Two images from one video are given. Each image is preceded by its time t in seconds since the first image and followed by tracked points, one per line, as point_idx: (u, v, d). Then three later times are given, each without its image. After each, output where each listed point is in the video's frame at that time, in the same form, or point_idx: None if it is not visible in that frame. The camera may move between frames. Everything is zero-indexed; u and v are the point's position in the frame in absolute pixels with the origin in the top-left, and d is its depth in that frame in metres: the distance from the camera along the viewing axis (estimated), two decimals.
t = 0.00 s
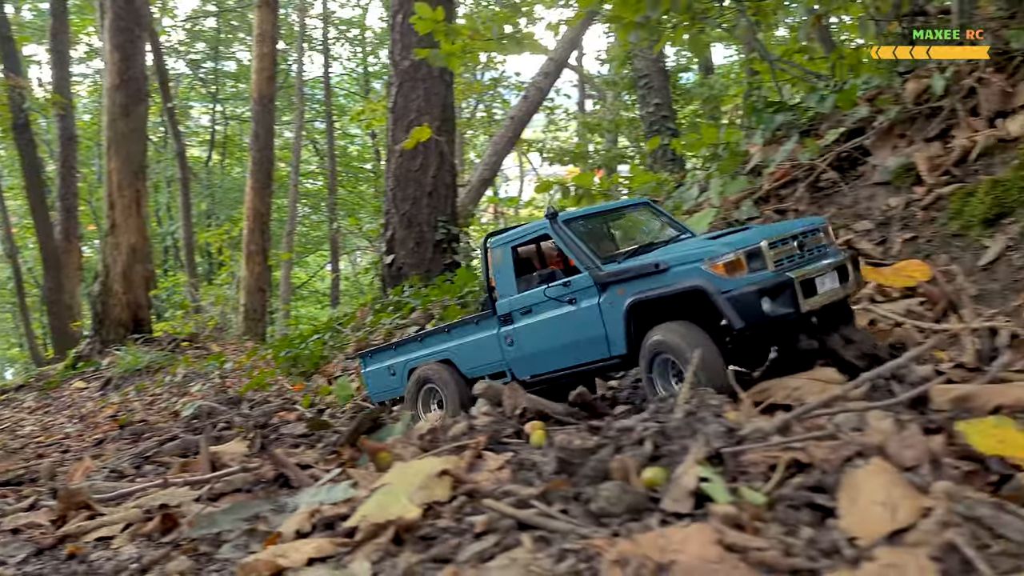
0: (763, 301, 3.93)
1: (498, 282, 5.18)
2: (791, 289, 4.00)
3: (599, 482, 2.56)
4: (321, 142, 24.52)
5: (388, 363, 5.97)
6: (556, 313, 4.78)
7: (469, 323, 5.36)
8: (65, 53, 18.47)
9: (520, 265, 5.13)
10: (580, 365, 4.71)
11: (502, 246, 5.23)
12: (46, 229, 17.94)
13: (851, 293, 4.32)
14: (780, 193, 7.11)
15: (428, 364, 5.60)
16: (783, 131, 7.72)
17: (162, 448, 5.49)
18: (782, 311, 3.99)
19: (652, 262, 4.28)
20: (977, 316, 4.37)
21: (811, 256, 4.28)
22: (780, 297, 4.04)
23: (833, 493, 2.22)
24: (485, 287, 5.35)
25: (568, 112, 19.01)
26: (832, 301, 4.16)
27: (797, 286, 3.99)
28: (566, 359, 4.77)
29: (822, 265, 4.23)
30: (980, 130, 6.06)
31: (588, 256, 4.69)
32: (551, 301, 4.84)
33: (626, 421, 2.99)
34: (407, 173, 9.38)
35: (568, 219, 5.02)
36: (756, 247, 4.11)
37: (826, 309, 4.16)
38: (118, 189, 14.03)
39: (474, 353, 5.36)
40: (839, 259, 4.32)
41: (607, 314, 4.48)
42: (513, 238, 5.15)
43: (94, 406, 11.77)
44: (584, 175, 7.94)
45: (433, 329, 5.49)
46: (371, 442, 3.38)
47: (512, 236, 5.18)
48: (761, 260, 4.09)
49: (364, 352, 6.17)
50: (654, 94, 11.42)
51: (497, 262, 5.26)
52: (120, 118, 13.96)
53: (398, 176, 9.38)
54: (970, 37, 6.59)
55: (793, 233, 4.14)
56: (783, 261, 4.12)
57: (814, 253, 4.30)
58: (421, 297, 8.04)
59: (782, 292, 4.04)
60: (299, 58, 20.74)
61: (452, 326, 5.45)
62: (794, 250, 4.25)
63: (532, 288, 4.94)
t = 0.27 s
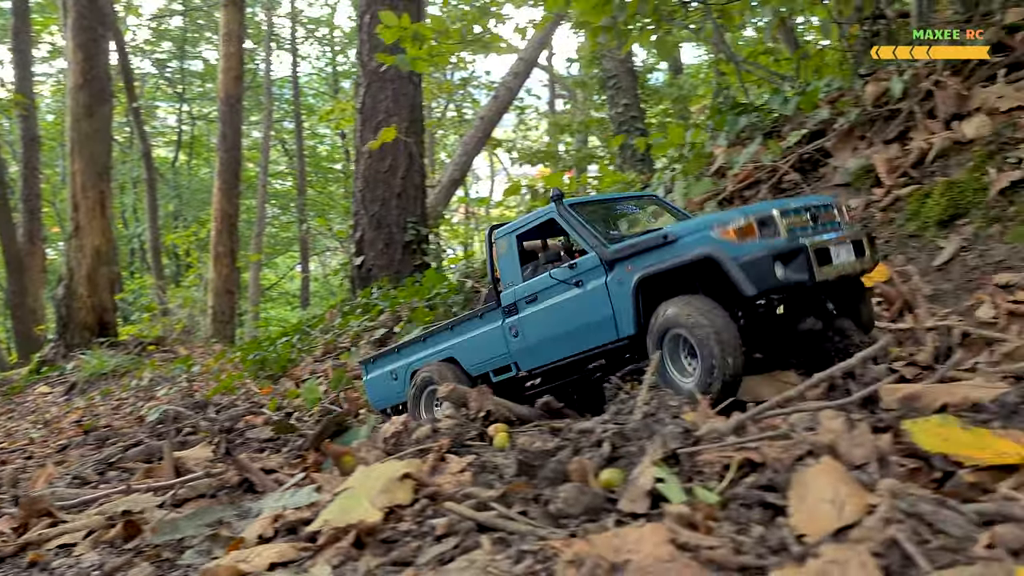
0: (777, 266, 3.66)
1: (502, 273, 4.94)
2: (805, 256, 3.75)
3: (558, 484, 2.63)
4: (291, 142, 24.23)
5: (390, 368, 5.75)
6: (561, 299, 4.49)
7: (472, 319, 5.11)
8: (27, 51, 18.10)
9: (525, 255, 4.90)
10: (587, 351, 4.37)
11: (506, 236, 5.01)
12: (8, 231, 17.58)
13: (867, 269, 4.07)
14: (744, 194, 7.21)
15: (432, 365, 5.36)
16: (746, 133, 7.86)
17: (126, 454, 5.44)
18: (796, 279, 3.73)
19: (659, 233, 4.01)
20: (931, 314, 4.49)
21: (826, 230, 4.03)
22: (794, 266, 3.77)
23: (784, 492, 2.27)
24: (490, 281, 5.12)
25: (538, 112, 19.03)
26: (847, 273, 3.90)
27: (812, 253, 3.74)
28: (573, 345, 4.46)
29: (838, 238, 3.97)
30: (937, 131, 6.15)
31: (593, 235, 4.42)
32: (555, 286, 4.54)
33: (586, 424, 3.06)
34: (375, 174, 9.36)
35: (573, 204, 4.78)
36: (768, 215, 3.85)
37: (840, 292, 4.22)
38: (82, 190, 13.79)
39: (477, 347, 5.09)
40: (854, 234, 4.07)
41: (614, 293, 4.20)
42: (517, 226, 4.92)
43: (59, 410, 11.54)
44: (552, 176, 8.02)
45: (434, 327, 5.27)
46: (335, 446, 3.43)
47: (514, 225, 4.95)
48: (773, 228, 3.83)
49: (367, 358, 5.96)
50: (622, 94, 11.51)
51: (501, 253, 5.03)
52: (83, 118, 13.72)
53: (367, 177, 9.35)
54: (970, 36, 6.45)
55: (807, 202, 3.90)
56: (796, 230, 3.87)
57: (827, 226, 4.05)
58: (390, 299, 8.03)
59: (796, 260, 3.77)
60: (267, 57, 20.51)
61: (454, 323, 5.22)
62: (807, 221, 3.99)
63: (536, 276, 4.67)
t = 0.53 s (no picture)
0: (800, 268, 3.52)
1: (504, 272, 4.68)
2: (830, 255, 3.58)
3: (522, 486, 2.67)
4: (259, 142, 23.94)
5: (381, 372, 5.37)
6: (569, 302, 4.28)
7: (474, 320, 4.80)
8: None
9: (528, 254, 4.67)
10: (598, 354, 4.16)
11: (507, 235, 4.77)
12: None
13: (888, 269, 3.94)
14: (709, 195, 7.28)
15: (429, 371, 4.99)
16: (711, 135, 7.94)
17: (90, 460, 5.37)
18: (820, 279, 3.56)
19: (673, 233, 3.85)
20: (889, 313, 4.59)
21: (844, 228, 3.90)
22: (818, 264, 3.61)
23: (741, 490, 2.33)
24: (490, 281, 4.84)
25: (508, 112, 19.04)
26: (869, 272, 3.76)
27: (836, 252, 3.57)
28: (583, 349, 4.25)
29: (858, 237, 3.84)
30: (896, 134, 6.28)
31: (604, 236, 4.23)
32: (564, 286, 4.32)
33: (551, 426, 3.13)
34: (344, 176, 9.32)
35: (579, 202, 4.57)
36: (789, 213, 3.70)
37: (854, 291, 3.93)
38: (46, 192, 13.53)
39: (479, 350, 4.80)
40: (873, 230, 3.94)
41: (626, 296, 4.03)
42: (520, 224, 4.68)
43: (21, 416, 11.30)
44: (523, 178, 8.04)
45: (432, 329, 4.91)
46: (302, 452, 3.52)
47: (516, 224, 4.70)
48: (794, 226, 3.68)
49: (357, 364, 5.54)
50: (590, 95, 11.57)
51: (502, 251, 4.79)
52: (46, 119, 13.46)
53: (336, 179, 9.31)
54: (970, 36, 6.46)
55: (827, 198, 3.76)
56: (817, 228, 3.72)
57: (846, 224, 3.93)
58: (358, 301, 8.03)
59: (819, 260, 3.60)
60: (234, 56, 20.26)
61: (454, 324, 4.89)
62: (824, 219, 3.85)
63: (542, 276, 4.43)
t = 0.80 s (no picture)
0: (792, 312, 3.72)
1: (481, 295, 4.82)
2: (819, 298, 3.80)
3: (485, 488, 2.70)
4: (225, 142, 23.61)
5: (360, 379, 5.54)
6: (551, 331, 4.53)
7: (451, 341, 5.04)
8: None
9: (503, 273, 4.78)
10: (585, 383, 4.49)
11: (481, 254, 4.85)
12: None
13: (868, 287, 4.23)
14: (673, 197, 7.38)
15: (412, 385, 5.24)
16: (675, 137, 8.02)
17: (50, 467, 5.27)
18: (811, 322, 3.81)
19: (662, 274, 4.01)
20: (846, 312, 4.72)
21: (826, 253, 4.11)
22: (807, 306, 3.84)
23: (698, 491, 2.38)
24: (467, 296, 4.99)
25: (476, 113, 19.02)
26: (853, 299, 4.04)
27: (825, 294, 3.80)
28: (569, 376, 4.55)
29: (840, 264, 4.07)
30: (854, 136, 6.44)
31: (584, 266, 4.41)
32: (544, 319, 4.57)
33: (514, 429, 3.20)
34: (310, 177, 9.26)
35: (556, 223, 4.68)
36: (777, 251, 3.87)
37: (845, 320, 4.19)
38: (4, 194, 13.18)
39: (458, 370, 5.06)
40: (856, 252, 4.18)
41: (614, 331, 4.27)
42: (495, 246, 4.77)
43: None
44: (490, 180, 8.04)
45: (411, 347, 5.13)
46: (264, 456, 3.46)
47: (493, 244, 4.81)
48: (782, 266, 3.87)
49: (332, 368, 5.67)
50: (557, 96, 11.61)
51: (476, 270, 4.88)
52: (4, 120, 13.11)
53: (302, 180, 9.25)
54: (970, 36, 6.43)
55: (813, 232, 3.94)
56: (804, 263, 3.93)
57: (831, 248, 4.14)
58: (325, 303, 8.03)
59: (807, 301, 3.83)
60: (198, 56, 19.94)
61: (431, 344, 5.12)
62: (811, 247, 4.07)
63: (522, 303, 4.65)
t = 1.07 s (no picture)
0: (778, 314, 3.81)
1: (459, 299, 4.84)
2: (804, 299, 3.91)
3: (441, 493, 2.74)
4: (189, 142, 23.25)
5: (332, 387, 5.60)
6: (533, 336, 4.55)
7: (428, 346, 5.09)
8: None
9: (481, 277, 4.80)
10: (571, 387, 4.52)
11: (459, 257, 4.85)
12: None
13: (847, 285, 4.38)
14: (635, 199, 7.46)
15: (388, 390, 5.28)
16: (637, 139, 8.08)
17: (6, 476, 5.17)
18: (797, 323, 3.92)
19: (648, 279, 4.06)
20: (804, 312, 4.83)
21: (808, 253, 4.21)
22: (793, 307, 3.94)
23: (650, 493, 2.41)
24: (444, 300, 4.99)
25: (443, 113, 18.98)
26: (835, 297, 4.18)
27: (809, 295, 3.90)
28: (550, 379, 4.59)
29: (820, 264, 4.19)
30: (812, 138, 6.58)
31: (566, 269, 4.42)
32: (525, 325, 4.60)
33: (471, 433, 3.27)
34: (275, 179, 9.19)
35: (534, 226, 4.68)
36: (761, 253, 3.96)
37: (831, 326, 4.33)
38: None
39: (437, 375, 5.10)
40: (836, 251, 4.32)
41: (597, 336, 4.31)
42: (472, 250, 4.78)
43: None
44: (455, 180, 8.06)
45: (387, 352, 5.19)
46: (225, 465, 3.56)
47: (471, 247, 4.80)
48: (767, 268, 3.96)
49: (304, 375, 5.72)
50: (523, 97, 11.63)
51: (454, 274, 4.88)
52: None
53: (267, 182, 9.17)
54: (970, 36, 6.40)
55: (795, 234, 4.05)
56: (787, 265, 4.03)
57: (811, 248, 4.26)
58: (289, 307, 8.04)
59: (793, 303, 3.93)
60: (161, 55, 19.61)
61: (407, 348, 5.17)
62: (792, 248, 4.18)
63: (503, 307, 4.66)
